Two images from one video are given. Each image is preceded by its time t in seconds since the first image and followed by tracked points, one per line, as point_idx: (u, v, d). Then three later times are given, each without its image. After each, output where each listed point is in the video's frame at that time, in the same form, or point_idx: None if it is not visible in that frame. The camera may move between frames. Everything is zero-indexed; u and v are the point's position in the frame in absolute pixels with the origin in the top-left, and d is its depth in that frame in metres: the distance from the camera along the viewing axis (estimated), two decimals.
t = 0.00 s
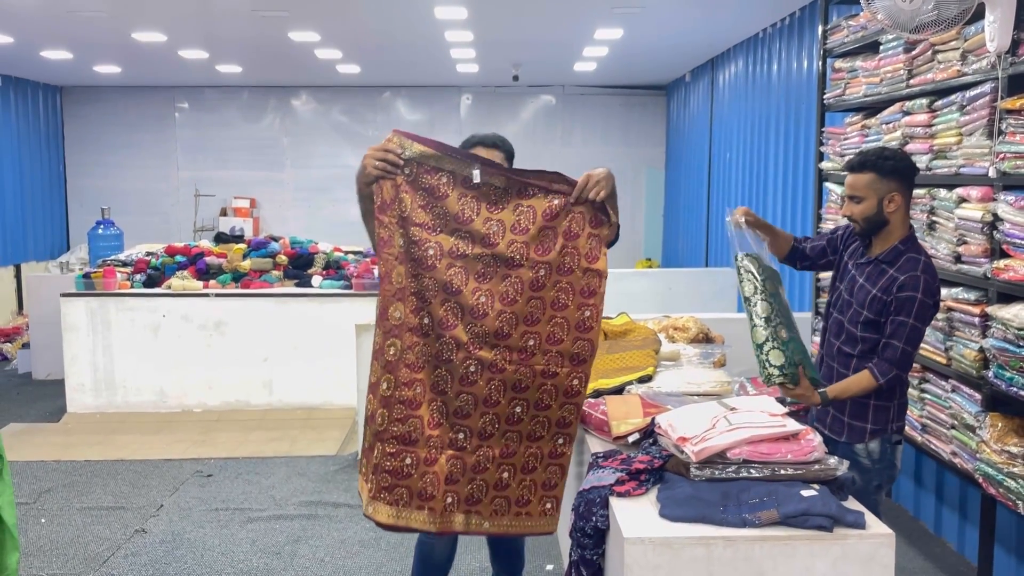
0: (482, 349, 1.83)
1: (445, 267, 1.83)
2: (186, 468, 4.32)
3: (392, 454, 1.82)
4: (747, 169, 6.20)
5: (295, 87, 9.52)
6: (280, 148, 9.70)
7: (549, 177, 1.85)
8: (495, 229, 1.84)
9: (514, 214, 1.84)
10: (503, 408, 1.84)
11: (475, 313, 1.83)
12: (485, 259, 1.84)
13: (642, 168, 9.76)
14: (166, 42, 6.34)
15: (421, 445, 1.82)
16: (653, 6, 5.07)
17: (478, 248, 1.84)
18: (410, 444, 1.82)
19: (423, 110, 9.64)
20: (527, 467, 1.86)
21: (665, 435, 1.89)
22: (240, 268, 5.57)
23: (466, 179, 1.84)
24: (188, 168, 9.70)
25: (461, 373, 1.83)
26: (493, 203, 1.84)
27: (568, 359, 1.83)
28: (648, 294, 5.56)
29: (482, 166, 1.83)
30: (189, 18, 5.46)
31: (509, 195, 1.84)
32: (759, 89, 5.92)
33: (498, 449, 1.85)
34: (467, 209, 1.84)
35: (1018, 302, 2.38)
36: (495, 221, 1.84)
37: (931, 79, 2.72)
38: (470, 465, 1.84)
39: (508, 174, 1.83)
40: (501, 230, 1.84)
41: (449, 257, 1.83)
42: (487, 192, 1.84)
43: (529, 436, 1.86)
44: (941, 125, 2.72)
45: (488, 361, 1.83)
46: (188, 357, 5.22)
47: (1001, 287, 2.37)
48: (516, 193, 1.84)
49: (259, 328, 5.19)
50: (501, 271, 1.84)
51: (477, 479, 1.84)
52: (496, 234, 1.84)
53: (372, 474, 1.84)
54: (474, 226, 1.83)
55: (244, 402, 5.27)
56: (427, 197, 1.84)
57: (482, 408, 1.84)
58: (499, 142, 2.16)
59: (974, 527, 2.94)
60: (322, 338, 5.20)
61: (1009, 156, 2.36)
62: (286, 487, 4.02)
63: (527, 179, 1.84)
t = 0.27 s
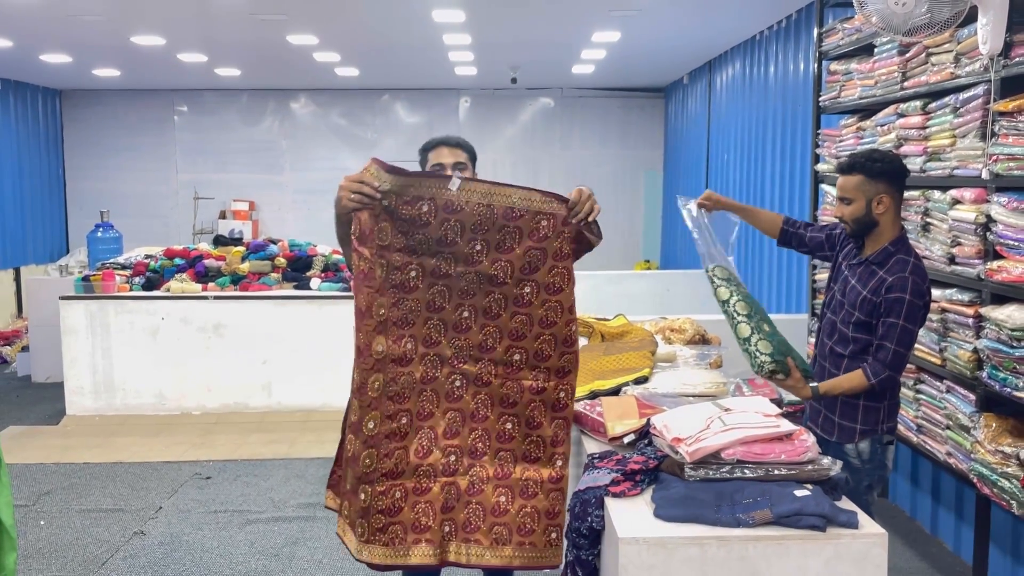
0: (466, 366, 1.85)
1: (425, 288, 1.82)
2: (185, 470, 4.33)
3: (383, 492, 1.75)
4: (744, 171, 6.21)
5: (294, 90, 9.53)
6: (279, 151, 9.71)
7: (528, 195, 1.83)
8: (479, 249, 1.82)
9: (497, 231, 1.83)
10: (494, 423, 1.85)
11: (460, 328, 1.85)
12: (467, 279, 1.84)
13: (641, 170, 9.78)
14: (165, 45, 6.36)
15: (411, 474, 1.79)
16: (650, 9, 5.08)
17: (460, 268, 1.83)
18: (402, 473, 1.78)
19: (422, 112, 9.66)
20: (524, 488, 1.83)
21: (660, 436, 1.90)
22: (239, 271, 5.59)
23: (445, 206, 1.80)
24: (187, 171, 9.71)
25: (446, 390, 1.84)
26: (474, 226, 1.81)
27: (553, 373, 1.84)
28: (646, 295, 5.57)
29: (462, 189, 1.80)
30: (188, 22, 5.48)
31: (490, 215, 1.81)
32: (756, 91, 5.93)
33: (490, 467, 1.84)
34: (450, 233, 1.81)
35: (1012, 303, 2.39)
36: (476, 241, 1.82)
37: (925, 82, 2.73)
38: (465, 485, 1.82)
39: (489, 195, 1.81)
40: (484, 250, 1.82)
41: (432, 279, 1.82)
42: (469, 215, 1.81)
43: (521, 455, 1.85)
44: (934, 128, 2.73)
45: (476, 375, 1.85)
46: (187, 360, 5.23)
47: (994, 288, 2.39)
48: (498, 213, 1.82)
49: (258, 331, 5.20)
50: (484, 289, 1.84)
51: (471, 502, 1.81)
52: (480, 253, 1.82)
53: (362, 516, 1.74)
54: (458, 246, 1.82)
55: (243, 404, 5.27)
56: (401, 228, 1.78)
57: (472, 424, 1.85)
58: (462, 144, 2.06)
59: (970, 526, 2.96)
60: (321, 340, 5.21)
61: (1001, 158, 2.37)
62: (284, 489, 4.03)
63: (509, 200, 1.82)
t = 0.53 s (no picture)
0: (446, 398, 1.89)
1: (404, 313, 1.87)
2: (184, 473, 4.33)
3: (371, 516, 1.78)
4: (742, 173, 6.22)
5: (293, 94, 9.55)
6: (278, 154, 9.73)
7: (487, 205, 1.90)
8: (451, 274, 1.90)
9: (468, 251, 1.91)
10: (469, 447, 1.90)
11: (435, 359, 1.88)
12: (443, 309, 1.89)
13: (639, 173, 9.79)
14: (164, 49, 6.38)
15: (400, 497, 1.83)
16: (648, 12, 5.10)
17: (435, 298, 1.89)
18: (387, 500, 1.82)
19: (421, 116, 9.68)
20: (507, 501, 1.92)
21: (655, 437, 1.90)
22: (238, 274, 5.60)
23: (418, 224, 1.89)
24: (187, 175, 9.72)
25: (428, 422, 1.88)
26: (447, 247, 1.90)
27: (535, 391, 1.89)
28: (644, 297, 5.58)
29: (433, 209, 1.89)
30: (187, 26, 5.50)
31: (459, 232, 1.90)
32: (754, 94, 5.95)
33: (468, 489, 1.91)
34: (422, 255, 1.89)
35: (1006, 304, 2.40)
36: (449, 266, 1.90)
37: (920, 84, 2.75)
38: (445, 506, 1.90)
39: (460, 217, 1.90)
40: (456, 272, 1.91)
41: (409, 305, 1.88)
42: (441, 234, 1.89)
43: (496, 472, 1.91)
44: (929, 130, 2.74)
45: (455, 402, 1.90)
46: (187, 363, 5.24)
47: (989, 289, 2.39)
48: (468, 234, 1.91)
49: (257, 334, 5.20)
50: (459, 316, 1.89)
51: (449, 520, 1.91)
52: (450, 279, 1.90)
53: (348, 544, 1.75)
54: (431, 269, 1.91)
55: (243, 407, 5.28)
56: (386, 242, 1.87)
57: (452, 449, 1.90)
58: (436, 145, 1.93)
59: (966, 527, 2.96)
60: (319, 343, 5.21)
61: (995, 160, 2.38)
62: (283, 492, 4.03)
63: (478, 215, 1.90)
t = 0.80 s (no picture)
0: (437, 427, 1.64)
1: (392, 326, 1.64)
2: (185, 476, 4.33)
3: (354, 543, 1.56)
4: (742, 175, 6.23)
5: (294, 97, 9.57)
6: (278, 157, 9.74)
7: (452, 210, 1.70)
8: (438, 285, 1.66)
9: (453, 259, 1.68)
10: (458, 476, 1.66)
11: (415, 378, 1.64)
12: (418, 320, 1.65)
13: (639, 175, 9.81)
14: (164, 52, 6.39)
15: (390, 533, 1.57)
16: (647, 15, 5.11)
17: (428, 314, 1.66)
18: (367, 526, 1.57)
19: (421, 119, 9.69)
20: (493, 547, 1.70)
21: (654, 439, 1.89)
22: (239, 277, 5.61)
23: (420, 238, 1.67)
24: (188, 178, 9.73)
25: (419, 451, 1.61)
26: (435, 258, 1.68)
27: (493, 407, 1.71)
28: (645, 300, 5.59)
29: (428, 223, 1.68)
30: (187, 29, 5.51)
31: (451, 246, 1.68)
32: (754, 96, 5.95)
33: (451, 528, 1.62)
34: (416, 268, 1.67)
35: (1005, 306, 2.40)
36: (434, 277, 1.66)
37: (920, 86, 2.76)
38: (430, 550, 1.59)
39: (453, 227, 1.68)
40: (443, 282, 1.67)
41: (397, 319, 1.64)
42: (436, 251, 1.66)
43: (483, 510, 1.69)
44: (928, 132, 2.75)
45: (449, 431, 1.65)
46: (187, 366, 5.24)
47: (988, 291, 2.40)
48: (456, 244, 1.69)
49: (258, 337, 5.21)
50: (427, 322, 1.66)
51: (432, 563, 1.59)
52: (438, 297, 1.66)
53: (325, 567, 1.56)
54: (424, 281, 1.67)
55: (243, 410, 5.28)
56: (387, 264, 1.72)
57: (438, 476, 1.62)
58: (424, 149, 1.88)
59: (967, 529, 2.97)
60: (320, 346, 5.22)
61: (994, 161, 2.39)
62: (284, 495, 4.03)
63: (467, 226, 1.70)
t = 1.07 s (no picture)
0: (431, 438, 1.83)
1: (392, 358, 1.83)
2: (187, 479, 4.34)
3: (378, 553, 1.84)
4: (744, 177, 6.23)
5: (295, 100, 9.58)
6: (280, 160, 9.75)
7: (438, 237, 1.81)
8: (427, 314, 1.83)
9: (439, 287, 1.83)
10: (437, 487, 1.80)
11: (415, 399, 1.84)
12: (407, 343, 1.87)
13: (640, 177, 9.81)
14: (165, 56, 6.40)
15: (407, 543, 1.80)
16: (648, 17, 5.11)
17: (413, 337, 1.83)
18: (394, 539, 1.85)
19: (422, 121, 9.71)
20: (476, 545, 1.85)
21: (656, 441, 1.88)
22: (241, 279, 5.61)
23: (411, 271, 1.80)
24: (189, 181, 9.75)
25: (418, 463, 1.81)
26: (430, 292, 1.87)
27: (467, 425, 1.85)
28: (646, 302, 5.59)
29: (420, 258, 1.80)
30: (189, 33, 5.52)
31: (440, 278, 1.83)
32: (755, 98, 5.95)
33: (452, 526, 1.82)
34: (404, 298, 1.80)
35: (1007, 307, 2.41)
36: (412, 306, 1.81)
37: (920, 88, 2.76)
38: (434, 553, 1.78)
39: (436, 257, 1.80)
40: (433, 309, 1.84)
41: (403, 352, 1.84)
42: (424, 282, 1.80)
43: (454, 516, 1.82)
44: (929, 133, 2.75)
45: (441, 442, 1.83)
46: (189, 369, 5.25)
47: (989, 292, 2.40)
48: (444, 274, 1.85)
49: (260, 339, 5.21)
50: (419, 340, 1.83)
51: (443, 564, 1.81)
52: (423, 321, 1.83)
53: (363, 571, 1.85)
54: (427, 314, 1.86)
55: (245, 413, 5.28)
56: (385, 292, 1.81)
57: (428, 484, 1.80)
58: (415, 154, 1.93)
59: (969, 531, 2.97)
60: (321, 348, 5.22)
61: (995, 163, 2.39)
62: (286, 497, 4.03)
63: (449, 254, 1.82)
